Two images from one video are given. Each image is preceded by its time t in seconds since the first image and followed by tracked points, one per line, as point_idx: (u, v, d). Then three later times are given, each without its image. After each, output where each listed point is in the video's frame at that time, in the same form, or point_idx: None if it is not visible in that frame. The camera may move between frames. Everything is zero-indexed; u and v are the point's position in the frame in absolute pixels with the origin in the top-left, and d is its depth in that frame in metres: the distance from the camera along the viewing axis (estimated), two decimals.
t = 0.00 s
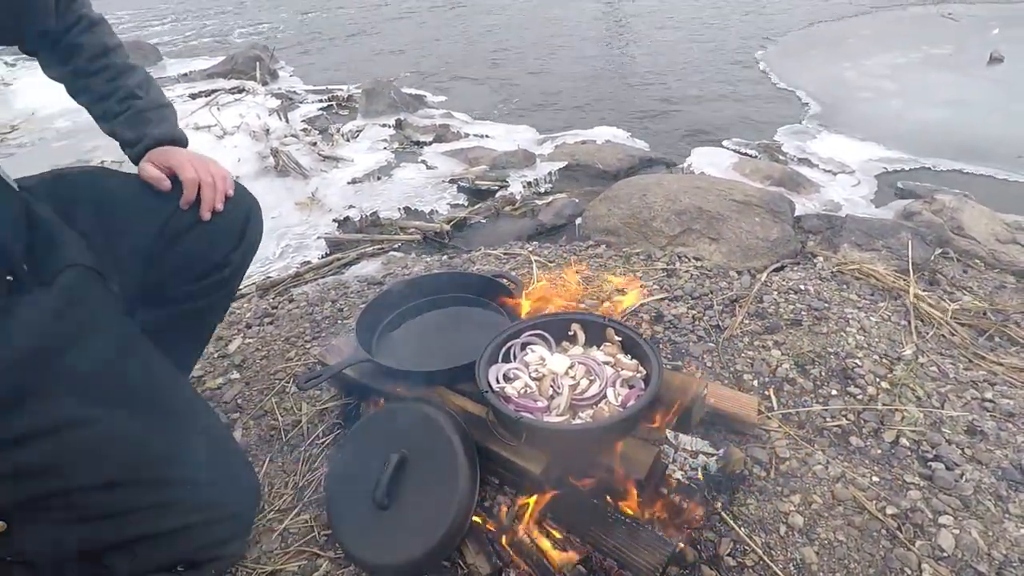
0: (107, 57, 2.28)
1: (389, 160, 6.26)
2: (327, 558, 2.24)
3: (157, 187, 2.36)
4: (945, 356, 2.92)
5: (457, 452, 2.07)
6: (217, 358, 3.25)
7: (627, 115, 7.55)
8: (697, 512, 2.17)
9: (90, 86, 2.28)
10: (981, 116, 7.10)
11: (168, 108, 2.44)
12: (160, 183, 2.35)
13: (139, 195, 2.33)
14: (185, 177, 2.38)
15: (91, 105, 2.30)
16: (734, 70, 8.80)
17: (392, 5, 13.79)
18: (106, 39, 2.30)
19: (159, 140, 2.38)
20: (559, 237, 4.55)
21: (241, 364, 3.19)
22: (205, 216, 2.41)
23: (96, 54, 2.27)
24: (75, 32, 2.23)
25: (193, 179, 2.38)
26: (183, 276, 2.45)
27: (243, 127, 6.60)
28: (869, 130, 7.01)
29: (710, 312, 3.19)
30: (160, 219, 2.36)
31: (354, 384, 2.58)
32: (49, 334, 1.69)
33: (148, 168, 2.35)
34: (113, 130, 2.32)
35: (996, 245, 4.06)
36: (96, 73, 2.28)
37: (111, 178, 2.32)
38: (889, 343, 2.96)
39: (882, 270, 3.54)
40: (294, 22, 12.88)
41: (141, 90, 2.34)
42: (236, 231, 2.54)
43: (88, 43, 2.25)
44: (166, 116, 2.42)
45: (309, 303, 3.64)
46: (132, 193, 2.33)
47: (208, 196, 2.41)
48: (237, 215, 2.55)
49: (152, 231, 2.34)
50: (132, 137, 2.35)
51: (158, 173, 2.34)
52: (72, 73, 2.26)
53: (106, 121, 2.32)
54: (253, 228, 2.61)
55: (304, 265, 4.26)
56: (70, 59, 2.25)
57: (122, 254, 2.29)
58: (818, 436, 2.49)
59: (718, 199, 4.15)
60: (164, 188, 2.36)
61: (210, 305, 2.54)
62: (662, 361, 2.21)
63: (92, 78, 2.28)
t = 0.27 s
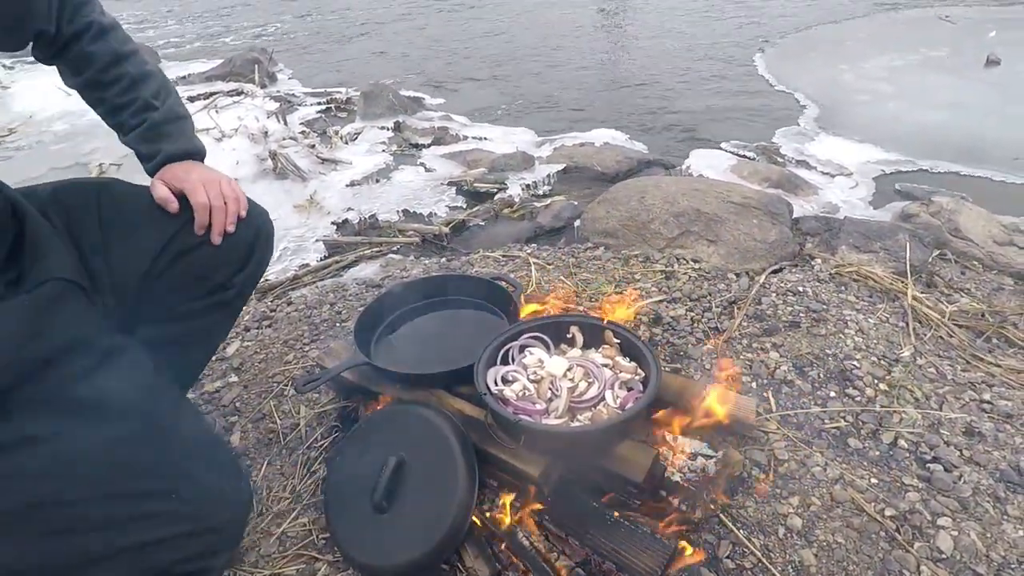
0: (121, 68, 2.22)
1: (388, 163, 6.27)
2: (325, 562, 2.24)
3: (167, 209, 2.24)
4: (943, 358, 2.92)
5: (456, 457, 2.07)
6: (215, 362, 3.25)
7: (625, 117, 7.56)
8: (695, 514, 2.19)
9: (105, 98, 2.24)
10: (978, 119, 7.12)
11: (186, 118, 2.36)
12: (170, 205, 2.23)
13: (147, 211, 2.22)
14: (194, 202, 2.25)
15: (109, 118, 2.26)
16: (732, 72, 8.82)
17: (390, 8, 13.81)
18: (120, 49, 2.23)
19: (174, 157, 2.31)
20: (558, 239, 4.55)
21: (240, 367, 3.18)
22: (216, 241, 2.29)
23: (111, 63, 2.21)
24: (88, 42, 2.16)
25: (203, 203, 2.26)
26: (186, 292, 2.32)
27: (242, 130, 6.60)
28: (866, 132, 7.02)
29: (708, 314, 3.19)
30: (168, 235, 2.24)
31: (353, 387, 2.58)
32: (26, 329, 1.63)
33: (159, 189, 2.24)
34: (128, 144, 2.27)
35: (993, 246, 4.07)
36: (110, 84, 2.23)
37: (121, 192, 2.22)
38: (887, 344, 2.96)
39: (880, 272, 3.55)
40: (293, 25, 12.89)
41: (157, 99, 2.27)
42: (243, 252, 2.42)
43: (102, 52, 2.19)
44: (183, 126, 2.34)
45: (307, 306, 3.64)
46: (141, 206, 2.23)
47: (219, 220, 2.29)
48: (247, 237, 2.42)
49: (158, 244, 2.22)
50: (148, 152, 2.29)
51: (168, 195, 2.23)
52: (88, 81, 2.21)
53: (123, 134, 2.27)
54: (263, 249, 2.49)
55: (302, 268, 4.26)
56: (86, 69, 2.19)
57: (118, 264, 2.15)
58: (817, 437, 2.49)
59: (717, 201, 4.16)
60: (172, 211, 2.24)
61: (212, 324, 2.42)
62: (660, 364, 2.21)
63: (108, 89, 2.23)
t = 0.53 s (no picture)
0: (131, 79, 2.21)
1: (387, 164, 6.27)
2: (324, 564, 2.24)
3: (166, 220, 2.15)
4: (942, 360, 2.92)
5: (454, 456, 2.06)
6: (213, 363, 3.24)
7: (624, 119, 7.56)
8: (694, 515, 2.19)
9: (113, 108, 2.23)
10: (976, 121, 7.13)
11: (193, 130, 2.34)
12: (170, 216, 2.14)
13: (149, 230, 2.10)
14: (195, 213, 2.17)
15: (114, 128, 2.25)
16: (731, 74, 8.82)
17: (389, 9, 13.81)
18: (131, 60, 2.23)
19: (175, 166, 2.25)
20: (557, 240, 4.55)
21: (238, 368, 3.18)
22: (216, 254, 2.21)
23: (121, 75, 2.21)
24: (100, 53, 2.17)
25: (204, 214, 2.18)
26: (186, 312, 2.21)
27: (241, 131, 6.60)
28: (865, 134, 7.03)
29: (708, 315, 3.19)
30: (168, 256, 2.12)
31: (352, 389, 2.58)
32: None
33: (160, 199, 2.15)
34: (132, 154, 2.25)
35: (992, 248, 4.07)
36: (119, 95, 2.22)
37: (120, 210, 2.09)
38: (886, 346, 2.96)
39: (879, 274, 3.55)
40: (292, 26, 12.89)
41: (163, 112, 2.25)
42: (245, 270, 2.33)
43: (114, 63, 2.19)
44: (187, 139, 2.31)
45: (306, 308, 3.64)
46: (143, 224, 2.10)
47: (219, 232, 2.21)
48: (249, 254, 2.33)
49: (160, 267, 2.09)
50: (149, 161, 2.24)
51: (170, 207, 2.14)
52: (98, 92, 2.21)
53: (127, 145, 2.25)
54: (266, 265, 2.41)
55: (300, 270, 4.25)
56: (96, 81, 2.19)
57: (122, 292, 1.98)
58: (815, 439, 2.49)
59: (716, 202, 4.16)
60: (174, 221, 2.15)
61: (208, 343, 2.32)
62: (659, 366, 2.20)
63: (116, 100, 2.22)
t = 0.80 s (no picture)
0: (148, 93, 2.19)
1: (386, 166, 6.27)
2: (323, 565, 2.23)
3: (184, 241, 2.18)
4: (940, 360, 2.93)
5: (454, 458, 2.06)
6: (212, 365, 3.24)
7: (623, 120, 7.57)
8: (694, 516, 2.18)
9: (129, 121, 2.22)
10: (974, 122, 7.14)
11: (209, 146, 2.33)
12: (187, 237, 2.16)
13: (165, 249, 2.13)
14: (212, 234, 2.20)
15: (131, 139, 2.24)
16: (729, 75, 8.83)
17: (388, 10, 13.82)
18: (149, 73, 2.20)
19: (194, 185, 2.28)
20: (556, 241, 4.55)
21: (237, 369, 3.18)
22: (229, 277, 2.23)
23: (139, 89, 2.19)
24: (116, 66, 2.14)
25: (221, 237, 2.21)
26: (197, 333, 2.22)
27: (239, 132, 6.60)
28: (863, 135, 7.04)
29: (707, 316, 3.19)
30: (184, 279, 2.14)
31: (352, 390, 2.58)
32: None
33: (178, 219, 2.18)
34: (150, 168, 2.26)
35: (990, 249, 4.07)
36: (135, 108, 2.21)
37: (137, 228, 2.12)
38: (885, 347, 2.97)
39: (877, 275, 3.55)
40: (290, 28, 12.89)
41: (181, 125, 2.25)
42: (258, 293, 2.34)
43: (130, 76, 2.16)
44: (205, 154, 2.31)
45: (305, 309, 3.64)
46: (160, 243, 2.13)
47: (235, 255, 2.23)
48: (263, 277, 2.35)
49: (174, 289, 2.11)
50: (168, 178, 2.26)
51: (188, 228, 2.16)
52: (114, 104, 2.19)
53: (144, 158, 2.26)
54: (280, 288, 2.43)
55: (299, 271, 4.25)
56: (113, 92, 2.17)
57: (130, 312, 1.99)
58: (814, 440, 2.49)
59: (714, 203, 4.16)
60: (192, 243, 2.17)
61: (219, 364, 2.32)
62: (658, 367, 2.20)
63: (132, 113, 2.21)
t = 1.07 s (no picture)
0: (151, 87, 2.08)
1: (385, 167, 6.27)
2: (321, 567, 2.23)
3: (200, 251, 2.15)
4: (939, 362, 2.93)
5: (454, 458, 2.07)
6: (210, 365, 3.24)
7: (622, 122, 7.58)
8: (693, 517, 2.19)
9: (132, 117, 2.11)
10: (972, 124, 7.15)
11: (215, 140, 2.23)
12: (203, 250, 2.14)
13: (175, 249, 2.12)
14: (230, 243, 2.17)
15: (134, 136, 2.14)
16: (728, 77, 8.85)
17: (388, 12, 13.83)
18: (149, 63, 2.08)
19: (204, 185, 2.19)
20: (555, 243, 4.56)
21: (236, 371, 3.18)
22: (243, 283, 2.23)
23: (140, 82, 2.07)
24: (115, 57, 2.01)
25: (238, 246, 2.18)
26: (203, 333, 2.21)
27: (239, 133, 6.60)
28: (862, 136, 7.05)
29: (705, 317, 3.20)
30: (194, 283, 2.14)
31: (351, 391, 2.58)
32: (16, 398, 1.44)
33: (194, 228, 2.13)
34: (156, 168, 2.16)
35: (989, 250, 4.08)
36: (138, 103, 2.10)
37: (148, 223, 2.10)
38: (884, 348, 2.97)
39: (876, 276, 3.56)
40: (290, 29, 12.90)
41: (186, 121, 2.14)
42: (266, 295, 2.32)
43: (130, 69, 2.05)
44: (212, 150, 2.21)
45: (304, 310, 3.64)
46: (170, 242, 2.12)
47: (251, 263, 2.22)
48: (273, 280, 2.33)
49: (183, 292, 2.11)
50: (176, 180, 2.18)
51: (204, 239, 2.13)
52: (115, 98, 2.07)
53: (149, 156, 2.16)
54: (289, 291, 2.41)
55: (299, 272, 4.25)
56: (113, 86, 2.06)
57: (140, 311, 2.00)
58: (813, 441, 2.50)
59: (714, 205, 4.16)
60: (207, 254, 2.15)
61: (224, 364, 2.31)
62: (658, 368, 2.20)
63: (135, 109, 2.10)
